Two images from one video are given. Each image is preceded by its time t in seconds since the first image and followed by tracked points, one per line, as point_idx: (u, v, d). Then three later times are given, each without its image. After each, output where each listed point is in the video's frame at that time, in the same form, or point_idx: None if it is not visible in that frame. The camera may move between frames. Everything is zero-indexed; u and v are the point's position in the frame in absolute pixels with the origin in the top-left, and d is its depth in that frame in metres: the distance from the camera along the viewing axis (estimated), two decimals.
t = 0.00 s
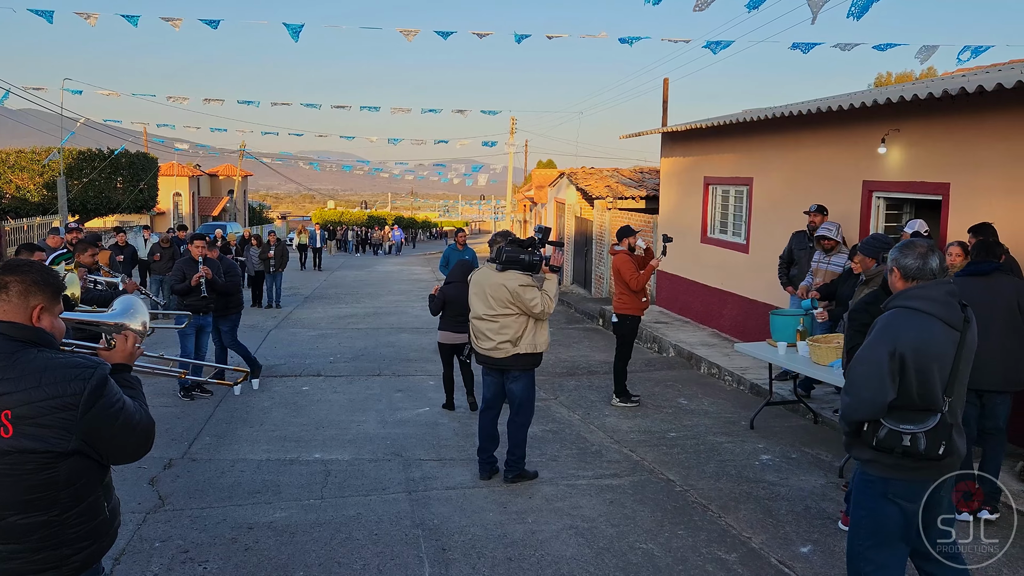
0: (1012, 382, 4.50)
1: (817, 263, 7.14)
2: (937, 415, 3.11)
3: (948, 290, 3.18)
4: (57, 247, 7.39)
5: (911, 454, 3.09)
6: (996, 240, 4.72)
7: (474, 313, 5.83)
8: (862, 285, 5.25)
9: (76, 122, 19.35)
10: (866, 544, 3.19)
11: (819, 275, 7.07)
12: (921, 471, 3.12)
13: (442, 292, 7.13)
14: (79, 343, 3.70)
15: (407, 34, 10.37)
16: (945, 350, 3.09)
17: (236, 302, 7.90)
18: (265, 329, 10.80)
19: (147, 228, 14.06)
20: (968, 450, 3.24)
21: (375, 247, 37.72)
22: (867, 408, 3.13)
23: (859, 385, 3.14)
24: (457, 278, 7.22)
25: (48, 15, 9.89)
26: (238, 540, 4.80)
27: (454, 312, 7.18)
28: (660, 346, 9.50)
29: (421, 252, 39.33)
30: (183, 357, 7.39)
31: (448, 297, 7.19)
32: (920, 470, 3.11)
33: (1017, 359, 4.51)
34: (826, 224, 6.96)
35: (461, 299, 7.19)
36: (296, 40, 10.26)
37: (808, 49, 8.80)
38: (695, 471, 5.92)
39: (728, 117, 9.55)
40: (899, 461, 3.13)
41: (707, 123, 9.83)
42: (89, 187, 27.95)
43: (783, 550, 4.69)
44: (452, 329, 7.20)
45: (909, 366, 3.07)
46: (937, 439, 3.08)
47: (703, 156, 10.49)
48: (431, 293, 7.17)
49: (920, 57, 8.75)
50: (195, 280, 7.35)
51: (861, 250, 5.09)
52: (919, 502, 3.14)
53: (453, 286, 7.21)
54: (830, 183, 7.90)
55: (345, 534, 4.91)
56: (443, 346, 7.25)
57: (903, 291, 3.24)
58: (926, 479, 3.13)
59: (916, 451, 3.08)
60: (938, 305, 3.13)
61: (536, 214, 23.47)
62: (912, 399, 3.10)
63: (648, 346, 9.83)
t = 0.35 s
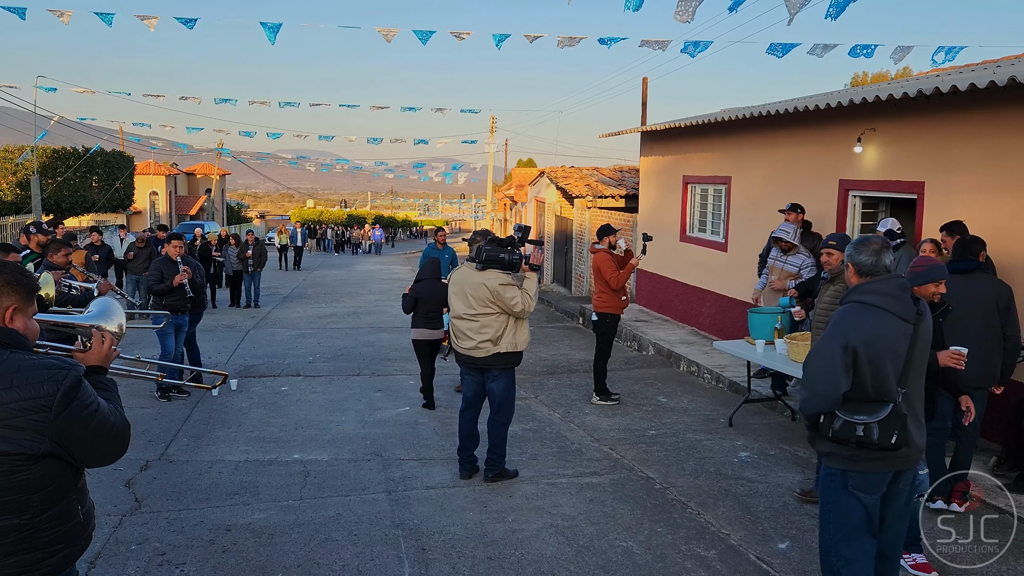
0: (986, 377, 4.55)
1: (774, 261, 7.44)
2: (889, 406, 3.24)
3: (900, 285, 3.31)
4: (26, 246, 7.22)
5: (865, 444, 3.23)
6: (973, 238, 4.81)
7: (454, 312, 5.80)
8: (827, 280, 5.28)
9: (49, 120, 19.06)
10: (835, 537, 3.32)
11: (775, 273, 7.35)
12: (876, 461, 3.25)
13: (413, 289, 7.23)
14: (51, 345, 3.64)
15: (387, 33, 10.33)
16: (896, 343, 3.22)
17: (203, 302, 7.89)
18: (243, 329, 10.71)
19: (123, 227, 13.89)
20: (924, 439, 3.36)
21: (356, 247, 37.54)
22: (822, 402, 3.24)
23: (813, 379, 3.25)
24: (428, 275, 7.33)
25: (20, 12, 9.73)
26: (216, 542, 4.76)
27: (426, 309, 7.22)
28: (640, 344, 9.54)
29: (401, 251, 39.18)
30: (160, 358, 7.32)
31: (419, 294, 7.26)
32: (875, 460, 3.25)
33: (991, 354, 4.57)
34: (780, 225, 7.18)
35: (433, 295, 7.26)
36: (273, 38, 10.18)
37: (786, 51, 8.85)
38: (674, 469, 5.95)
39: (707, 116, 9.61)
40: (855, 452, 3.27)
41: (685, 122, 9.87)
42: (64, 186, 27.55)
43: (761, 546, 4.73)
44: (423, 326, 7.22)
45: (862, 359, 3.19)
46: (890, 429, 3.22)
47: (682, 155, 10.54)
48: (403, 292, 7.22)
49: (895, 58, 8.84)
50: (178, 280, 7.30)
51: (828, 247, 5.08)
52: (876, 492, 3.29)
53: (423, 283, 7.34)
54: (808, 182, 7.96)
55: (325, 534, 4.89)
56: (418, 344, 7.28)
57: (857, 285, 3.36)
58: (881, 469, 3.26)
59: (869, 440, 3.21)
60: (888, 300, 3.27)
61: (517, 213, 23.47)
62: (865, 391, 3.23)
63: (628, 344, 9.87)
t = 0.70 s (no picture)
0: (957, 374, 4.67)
1: (727, 265, 7.26)
2: (859, 403, 3.28)
3: (872, 285, 3.34)
4: None
5: (833, 439, 3.28)
6: (946, 237, 4.93)
7: (433, 312, 5.77)
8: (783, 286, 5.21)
9: (21, 118, 18.77)
10: (807, 531, 3.39)
11: (732, 276, 7.17)
12: (843, 454, 3.30)
13: (386, 287, 7.30)
14: (20, 347, 3.59)
15: (365, 31, 10.28)
16: (867, 343, 3.27)
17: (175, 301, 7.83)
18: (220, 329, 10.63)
19: (97, 227, 13.73)
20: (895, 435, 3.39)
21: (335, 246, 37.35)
22: (793, 396, 3.33)
23: (786, 373, 3.33)
24: (399, 274, 7.39)
25: None
26: (193, 545, 4.72)
27: (400, 307, 7.35)
28: (620, 343, 9.57)
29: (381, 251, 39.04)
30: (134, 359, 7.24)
31: (393, 292, 7.33)
32: (843, 454, 3.30)
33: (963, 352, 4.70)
34: (734, 230, 7.02)
35: (407, 294, 7.37)
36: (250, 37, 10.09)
37: (762, 51, 8.92)
38: (653, 467, 5.98)
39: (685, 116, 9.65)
40: (823, 446, 3.33)
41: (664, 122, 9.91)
42: (38, 185, 27.16)
43: (739, 544, 4.76)
44: (398, 324, 7.37)
45: (833, 357, 3.25)
46: (858, 425, 3.25)
47: (661, 154, 10.58)
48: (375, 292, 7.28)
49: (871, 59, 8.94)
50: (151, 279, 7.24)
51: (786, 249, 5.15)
52: (842, 484, 3.34)
53: (395, 282, 7.38)
54: (786, 182, 8.02)
55: (303, 536, 4.86)
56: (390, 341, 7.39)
57: (832, 286, 3.40)
58: (847, 462, 3.30)
59: (838, 436, 3.26)
60: (860, 299, 3.30)
61: (496, 212, 23.47)
62: (836, 388, 3.28)
63: (608, 343, 9.89)
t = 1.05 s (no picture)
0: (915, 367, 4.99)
1: (675, 275, 6.92)
2: (829, 399, 3.32)
3: (845, 285, 3.39)
4: None
5: (803, 433, 3.32)
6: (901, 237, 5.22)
7: (411, 311, 5.74)
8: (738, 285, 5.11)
9: None
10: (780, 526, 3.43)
11: (681, 287, 6.88)
12: (813, 448, 3.35)
13: (352, 285, 7.27)
14: None
15: (343, 30, 10.20)
16: (837, 341, 3.31)
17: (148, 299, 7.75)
18: (197, 329, 10.53)
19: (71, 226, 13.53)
20: (867, 431, 3.43)
21: (314, 246, 37.14)
22: (766, 393, 3.37)
23: (759, 370, 3.38)
24: (365, 272, 7.35)
25: None
26: (169, 547, 4.67)
27: (368, 306, 7.32)
28: (599, 342, 9.59)
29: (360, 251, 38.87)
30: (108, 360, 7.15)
31: (361, 290, 7.31)
32: (813, 448, 3.34)
33: (920, 348, 5.00)
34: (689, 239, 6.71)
35: (373, 293, 7.32)
36: (227, 34, 9.99)
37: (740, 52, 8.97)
38: (632, 466, 6.00)
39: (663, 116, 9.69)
40: (794, 439, 3.37)
41: (643, 122, 9.95)
42: (10, 184, 26.76)
43: (717, 541, 4.80)
44: (365, 323, 7.35)
45: (805, 355, 3.29)
46: (826, 420, 3.29)
47: (639, 154, 10.63)
48: (342, 295, 7.22)
49: (847, 60, 9.03)
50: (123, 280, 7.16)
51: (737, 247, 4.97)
52: (813, 477, 3.38)
53: (362, 281, 7.35)
54: (763, 182, 8.08)
55: (281, 538, 4.83)
56: (356, 339, 7.39)
57: (807, 285, 3.45)
58: (817, 456, 3.35)
59: (807, 430, 3.30)
60: (833, 299, 3.35)
61: (476, 212, 23.48)
62: (808, 384, 3.32)
63: (587, 342, 9.92)
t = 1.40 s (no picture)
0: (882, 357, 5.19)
1: (639, 280, 6.85)
2: (799, 393, 3.37)
3: (816, 282, 3.44)
4: None
5: (773, 426, 3.37)
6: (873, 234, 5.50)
7: (389, 310, 5.71)
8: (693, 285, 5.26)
9: None
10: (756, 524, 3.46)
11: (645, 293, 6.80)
12: (784, 441, 3.40)
13: (314, 284, 7.29)
14: None
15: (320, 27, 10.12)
16: (808, 336, 3.36)
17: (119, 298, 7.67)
18: (172, 330, 10.43)
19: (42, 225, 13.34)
20: (839, 426, 3.47)
21: (292, 246, 36.88)
22: (738, 386, 3.43)
23: (731, 364, 3.43)
24: (327, 270, 7.38)
25: None
26: (143, 549, 4.62)
27: (328, 304, 7.33)
28: (577, 341, 9.62)
29: (339, 250, 38.67)
30: (81, 360, 7.06)
31: (321, 287, 7.34)
32: (785, 441, 3.40)
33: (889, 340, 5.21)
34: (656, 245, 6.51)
35: (334, 291, 7.36)
36: (201, 32, 9.89)
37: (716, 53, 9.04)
38: (610, 464, 6.03)
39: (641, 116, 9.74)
40: (766, 432, 3.43)
41: (620, 121, 9.99)
42: None
43: (694, 538, 4.83)
44: (325, 319, 7.30)
45: (775, 349, 3.35)
46: (795, 413, 3.34)
47: (616, 153, 10.68)
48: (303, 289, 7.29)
49: (821, 61, 9.12)
50: (94, 279, 7.09)
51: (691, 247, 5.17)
52: (786, 470, 3.43)
53: (325, 277, 7.38)
54: (739, 182, 8.15)
55: (257, 538, 4.80)
56: (317, 336, 7.37)
57: (779, 282, 3.50)
58: (789, 449, 3.40)
59: (776, 423, 3.35)
60: (804, 295, 3.40)
61: (454, 211, 23.44)
62: (778, 378, 3.38)
63: (566, 342, 9.94)
